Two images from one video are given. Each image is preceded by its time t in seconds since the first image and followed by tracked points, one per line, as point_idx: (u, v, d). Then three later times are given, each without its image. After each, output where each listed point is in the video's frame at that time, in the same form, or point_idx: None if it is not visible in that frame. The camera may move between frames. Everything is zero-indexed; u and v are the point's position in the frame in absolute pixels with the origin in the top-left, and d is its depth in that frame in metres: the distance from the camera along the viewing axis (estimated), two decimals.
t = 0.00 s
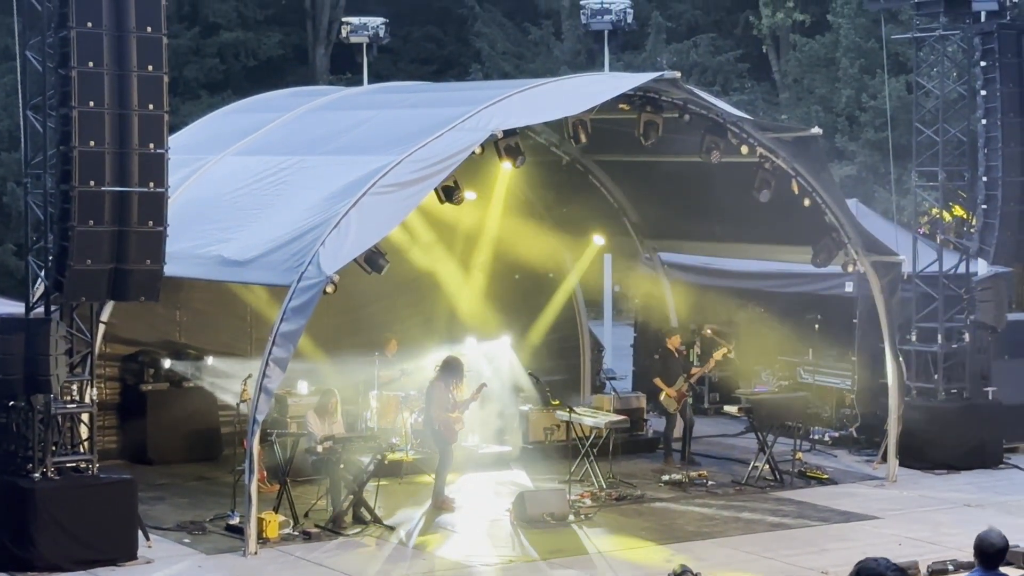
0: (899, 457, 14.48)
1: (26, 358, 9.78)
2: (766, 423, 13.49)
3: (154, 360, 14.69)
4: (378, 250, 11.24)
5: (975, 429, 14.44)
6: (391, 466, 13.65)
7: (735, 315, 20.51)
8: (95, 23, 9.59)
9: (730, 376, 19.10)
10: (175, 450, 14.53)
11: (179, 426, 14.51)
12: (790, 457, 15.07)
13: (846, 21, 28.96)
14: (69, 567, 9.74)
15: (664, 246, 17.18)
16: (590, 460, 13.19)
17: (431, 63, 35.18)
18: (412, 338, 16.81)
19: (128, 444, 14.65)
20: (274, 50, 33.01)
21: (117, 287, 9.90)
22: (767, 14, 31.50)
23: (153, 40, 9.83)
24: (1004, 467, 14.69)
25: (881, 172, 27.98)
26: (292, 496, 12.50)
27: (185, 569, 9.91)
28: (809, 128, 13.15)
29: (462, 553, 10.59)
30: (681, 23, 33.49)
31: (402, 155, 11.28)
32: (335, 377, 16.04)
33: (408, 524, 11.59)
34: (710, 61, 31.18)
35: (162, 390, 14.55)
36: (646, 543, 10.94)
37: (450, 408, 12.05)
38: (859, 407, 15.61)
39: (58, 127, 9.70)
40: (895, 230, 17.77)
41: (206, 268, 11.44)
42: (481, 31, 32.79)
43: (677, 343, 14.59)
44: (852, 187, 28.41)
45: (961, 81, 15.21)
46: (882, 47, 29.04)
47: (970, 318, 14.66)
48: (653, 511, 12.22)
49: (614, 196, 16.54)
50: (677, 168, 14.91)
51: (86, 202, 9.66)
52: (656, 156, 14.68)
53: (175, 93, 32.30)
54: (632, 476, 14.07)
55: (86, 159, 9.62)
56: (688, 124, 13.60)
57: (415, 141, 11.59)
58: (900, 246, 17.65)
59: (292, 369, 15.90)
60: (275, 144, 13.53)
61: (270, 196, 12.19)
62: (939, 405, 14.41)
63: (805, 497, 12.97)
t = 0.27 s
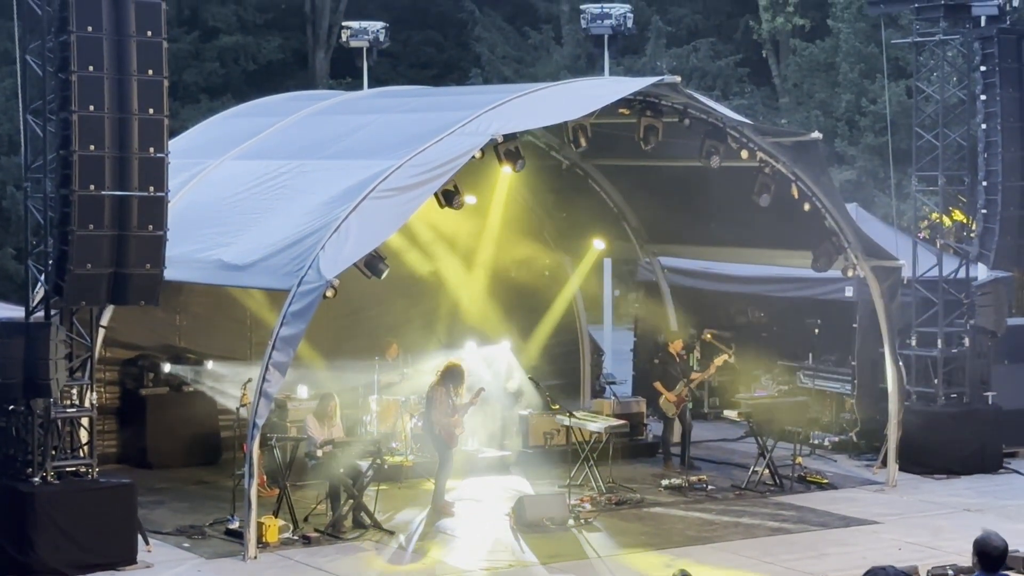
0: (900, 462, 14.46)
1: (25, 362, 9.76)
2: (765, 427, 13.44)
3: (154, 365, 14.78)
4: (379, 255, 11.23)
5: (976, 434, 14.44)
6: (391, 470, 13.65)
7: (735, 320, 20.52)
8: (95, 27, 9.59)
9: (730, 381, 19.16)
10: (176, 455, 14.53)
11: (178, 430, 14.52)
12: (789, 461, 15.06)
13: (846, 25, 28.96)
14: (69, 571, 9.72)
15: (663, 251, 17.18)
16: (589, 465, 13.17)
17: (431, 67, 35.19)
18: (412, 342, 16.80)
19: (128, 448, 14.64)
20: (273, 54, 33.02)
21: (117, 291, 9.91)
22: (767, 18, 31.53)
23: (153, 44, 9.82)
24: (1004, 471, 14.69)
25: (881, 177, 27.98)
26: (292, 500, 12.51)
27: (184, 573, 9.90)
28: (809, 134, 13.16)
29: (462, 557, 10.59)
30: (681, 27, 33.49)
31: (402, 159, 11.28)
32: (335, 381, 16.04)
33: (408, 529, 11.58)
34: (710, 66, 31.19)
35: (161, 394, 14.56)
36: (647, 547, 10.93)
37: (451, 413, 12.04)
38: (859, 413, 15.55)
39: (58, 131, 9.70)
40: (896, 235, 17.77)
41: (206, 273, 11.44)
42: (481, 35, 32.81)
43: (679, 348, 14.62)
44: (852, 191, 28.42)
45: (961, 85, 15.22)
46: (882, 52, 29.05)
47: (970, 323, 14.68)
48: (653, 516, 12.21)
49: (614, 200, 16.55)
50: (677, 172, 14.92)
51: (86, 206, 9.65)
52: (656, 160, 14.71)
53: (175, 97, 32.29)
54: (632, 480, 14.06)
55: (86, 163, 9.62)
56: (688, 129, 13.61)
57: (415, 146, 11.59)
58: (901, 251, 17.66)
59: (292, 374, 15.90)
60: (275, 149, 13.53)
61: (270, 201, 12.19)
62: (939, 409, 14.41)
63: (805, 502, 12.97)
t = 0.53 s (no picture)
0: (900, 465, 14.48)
1: (26, 365, 9.74)
2: (765, 430, 13.39)
3: (155, 368, 14.64)
4: (380, 258, 11.23)
5: (976, 438, 14.44)
6: (392, 474, 13.65)
7: (736, 323, 20.52)
8: (95, 31, 9.59)
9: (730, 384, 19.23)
10: (176, 458, 14.56)
11: (178, 433, 14.51)
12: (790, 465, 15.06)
13: (846, 29, 28.97)
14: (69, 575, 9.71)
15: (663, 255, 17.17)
16: (590, 468, 13.17)
17: (432, 71, 35.21)
18: (412, 346, 16.80)
19: (128, 452, 14.63)
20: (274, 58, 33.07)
21: (118, 294, 9.91)
22: (767, 22, 31.54)
23: (153, 47, 9.83)
24: (1004, 475, 14.69)
25: (881, 181, 28.00)
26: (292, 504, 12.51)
27: None
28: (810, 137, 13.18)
29: (463, 561, 10.59)
30: (682, 31, 33.50)
31: (402, 163, 11.28)
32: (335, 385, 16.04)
33: (409, 532, 11.58)
34: (711, 70, 31.19)
35: (161, 397, 14.52)
36: (647, 551, 10.92)
37: (452, 417, 12.06)
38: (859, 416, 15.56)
39: (59, 134, 9.69)
40: (896, 239, 17.78)
41: (206, 276, 11.44)
42: (481, 39, 32.83)
43: (681, 352, 14.65)
44: (852, 195, 28.41)
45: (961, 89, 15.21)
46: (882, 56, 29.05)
47: (970, 327, 14.67)
48: (654, 520, 12.21)
49: (614, 204, 16.54)
50: (678, 176, 14.91)
51: (87, 210, 9.66)
52: (657, 163, 14.70)
53: (175, 101, 32.27)
54: (633, 484, 14.07)
55: (86, 166, 9.62)
56: (688, 133, 13.60)
57: (415, 150, 11.59)
58: (901, 255, 17.64)
59: (292, 377, 15.92)
60: (275, 152, 13.53)
61: (271, 204, 12.19)
62: (939, 414, 14.41)
63: (805, 506, 12.96)
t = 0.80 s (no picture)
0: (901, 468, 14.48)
1: (28, 367, 9.76)
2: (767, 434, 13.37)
3: (155, 371, 14.65)
4: (380, 260, 11.23)
5: (977, 440, 14.42)
6: (393, 477, 13.64)
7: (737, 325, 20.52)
8: (96, 34, 9.59)
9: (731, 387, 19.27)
10: (177, 461, 14.51)
11: (179, 436, 14.51)
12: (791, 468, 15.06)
13: (847, 32, 28.97)
14: None
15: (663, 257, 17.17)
16: (590, 471, 13.18)
17: (433, 74, 35.21)
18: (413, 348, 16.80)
19: (128, 454, 14.64)
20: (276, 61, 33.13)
21: (119, 297, 9.91)
22: (768, 25, 31.55)
23: (154, 50, 9.84)
24: (1006, 478, 14.67)
25: (882, 183, 28.00)
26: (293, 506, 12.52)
27: None
28: (810, 140, 13.18)
29: (463, 564, 10.58)
30: (683, 34, 33.50)
31: (403, 166, 11.28)
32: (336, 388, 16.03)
33: (410, 535, 11.58)
34: (711, 72, 31.20)
35: (161, 399, 14.50)
36: (648, 554, 10.91)
37: (453, 419, 12.05)
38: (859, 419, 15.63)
39: (60, 137, 9.72)
40: (896, 241, 17.76)
41: (207, 279, 11.45)
42: (482, 42, 32.84)
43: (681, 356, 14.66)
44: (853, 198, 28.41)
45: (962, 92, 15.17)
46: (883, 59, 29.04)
47: (971, 330, 14.67)
48: (654, 522, 12.21)
49: (615, 207, 16.53)
50: (679, 179, 14.92)
51: (88, 212, 9.65)
52: (658, 165, 14.68)
53: (176, 103, 32.25)
54: (634, 487, 14.06)
55: (87, 169, 9.62)
56: (689, 136, 13.59)
57: (416, 152, 11.59)
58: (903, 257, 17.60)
59: (292, 380, 15.92)
60: (276, 155, 13.54)
61: (271, 207, 12.20)
62: (940, 417, 14.40)
63: (806, 509, 12.95)
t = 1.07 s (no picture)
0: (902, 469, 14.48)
1: (28, 369, 9.73)
2: (769, 436, 13.35)
3: (157, 372, 14.65)
4: (381, 261, 11.23)
5: (978, 443, 14.42)
6: (394, 478, 13.62)
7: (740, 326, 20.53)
8: (98, 35, 9.60)
9: (734, 389, 19.26)
10: (178, 462, 14.50)
11: (181, 438, 14.50)
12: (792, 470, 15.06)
13: (849, 33, 28.98)
14: None
15: (665, 259, 17.17)
16: (592, 474, 13.19)
17: (435, 75, 35.21)
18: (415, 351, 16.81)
19: (130, 455, 14.65)
20: (277, 62, 33.11)
21: (120, 298, 9.92)
22: (770, 27, 31.55)
23: (156, 51, 9.84)
24: (1007, 480, 14.68)
25: (883, 185, 28.00)
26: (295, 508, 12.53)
27: None
28: (811, 142, 13.18)
29: (464, 565, 10.59)
30: (685, 35, 33.51)
31: (404, 167, 11.28)
32: (337, 388, 16.04)
33: (412, 536, 11.59)
34: (713, 73, 31.19)
35: (164, 401, 14.50)
36: (648, 555, 10.92)
37: (454, 420, 12.06)
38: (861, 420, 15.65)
39: (61, 138, 9.70)
40: (898, 242, 17.75)
41: (208, 280, 11.45)
42: (484, 43, 32.86)
43: (683, 357, 14.52)
44: (854, 200, 28.41)
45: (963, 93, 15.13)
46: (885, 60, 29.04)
47: (972, 331, 14.68)
48: (655, 524, 12.21)
49: (616, 209, 16.53)
50: (680, 180, 14.92)
51: (90, 213, 9.65)
52: (659, 166, 14.69)
53: (178, 104, 32.25)
54: (635, 488, 14.06)
55: (89, 169, 9.62)
56: (691, 137, 13.58)
57: (418, 153, 11.59)
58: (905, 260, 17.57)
59: (292, 381, 15.93)
60: (277, 156, 13.54)
61: (273, 208, 12.20)
62: (942, 418, 14.40)
63: (807, 510, 12.96)
